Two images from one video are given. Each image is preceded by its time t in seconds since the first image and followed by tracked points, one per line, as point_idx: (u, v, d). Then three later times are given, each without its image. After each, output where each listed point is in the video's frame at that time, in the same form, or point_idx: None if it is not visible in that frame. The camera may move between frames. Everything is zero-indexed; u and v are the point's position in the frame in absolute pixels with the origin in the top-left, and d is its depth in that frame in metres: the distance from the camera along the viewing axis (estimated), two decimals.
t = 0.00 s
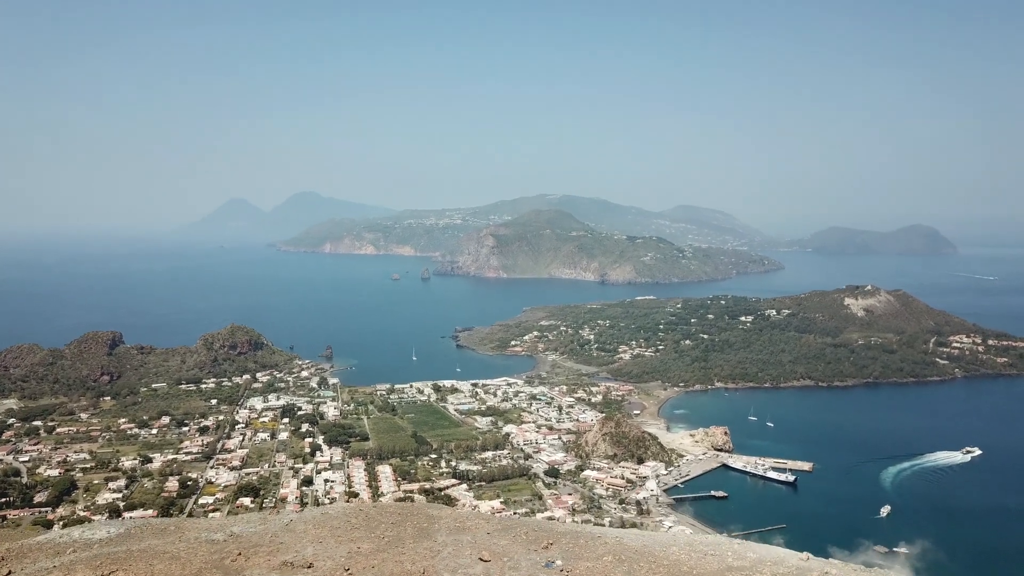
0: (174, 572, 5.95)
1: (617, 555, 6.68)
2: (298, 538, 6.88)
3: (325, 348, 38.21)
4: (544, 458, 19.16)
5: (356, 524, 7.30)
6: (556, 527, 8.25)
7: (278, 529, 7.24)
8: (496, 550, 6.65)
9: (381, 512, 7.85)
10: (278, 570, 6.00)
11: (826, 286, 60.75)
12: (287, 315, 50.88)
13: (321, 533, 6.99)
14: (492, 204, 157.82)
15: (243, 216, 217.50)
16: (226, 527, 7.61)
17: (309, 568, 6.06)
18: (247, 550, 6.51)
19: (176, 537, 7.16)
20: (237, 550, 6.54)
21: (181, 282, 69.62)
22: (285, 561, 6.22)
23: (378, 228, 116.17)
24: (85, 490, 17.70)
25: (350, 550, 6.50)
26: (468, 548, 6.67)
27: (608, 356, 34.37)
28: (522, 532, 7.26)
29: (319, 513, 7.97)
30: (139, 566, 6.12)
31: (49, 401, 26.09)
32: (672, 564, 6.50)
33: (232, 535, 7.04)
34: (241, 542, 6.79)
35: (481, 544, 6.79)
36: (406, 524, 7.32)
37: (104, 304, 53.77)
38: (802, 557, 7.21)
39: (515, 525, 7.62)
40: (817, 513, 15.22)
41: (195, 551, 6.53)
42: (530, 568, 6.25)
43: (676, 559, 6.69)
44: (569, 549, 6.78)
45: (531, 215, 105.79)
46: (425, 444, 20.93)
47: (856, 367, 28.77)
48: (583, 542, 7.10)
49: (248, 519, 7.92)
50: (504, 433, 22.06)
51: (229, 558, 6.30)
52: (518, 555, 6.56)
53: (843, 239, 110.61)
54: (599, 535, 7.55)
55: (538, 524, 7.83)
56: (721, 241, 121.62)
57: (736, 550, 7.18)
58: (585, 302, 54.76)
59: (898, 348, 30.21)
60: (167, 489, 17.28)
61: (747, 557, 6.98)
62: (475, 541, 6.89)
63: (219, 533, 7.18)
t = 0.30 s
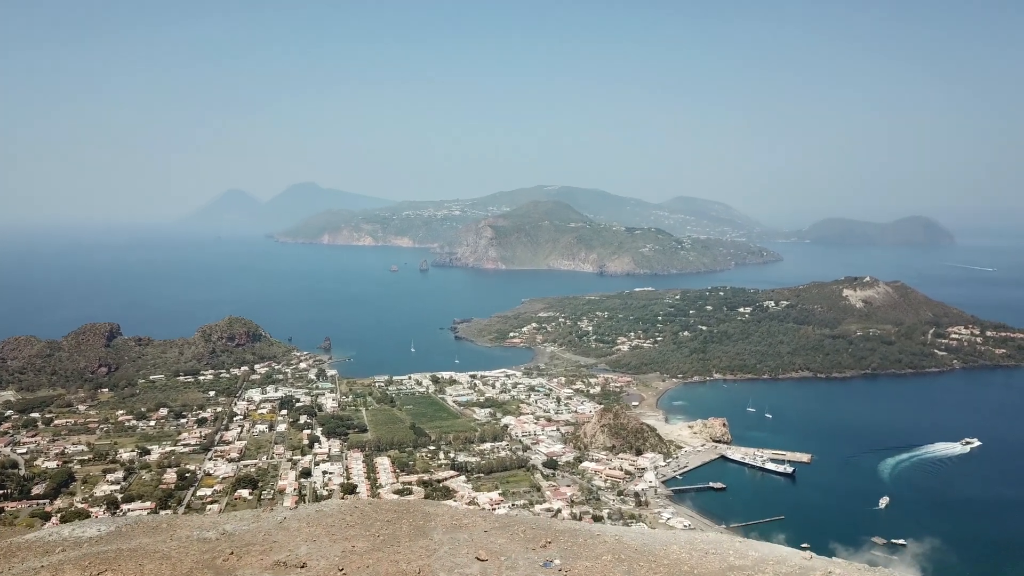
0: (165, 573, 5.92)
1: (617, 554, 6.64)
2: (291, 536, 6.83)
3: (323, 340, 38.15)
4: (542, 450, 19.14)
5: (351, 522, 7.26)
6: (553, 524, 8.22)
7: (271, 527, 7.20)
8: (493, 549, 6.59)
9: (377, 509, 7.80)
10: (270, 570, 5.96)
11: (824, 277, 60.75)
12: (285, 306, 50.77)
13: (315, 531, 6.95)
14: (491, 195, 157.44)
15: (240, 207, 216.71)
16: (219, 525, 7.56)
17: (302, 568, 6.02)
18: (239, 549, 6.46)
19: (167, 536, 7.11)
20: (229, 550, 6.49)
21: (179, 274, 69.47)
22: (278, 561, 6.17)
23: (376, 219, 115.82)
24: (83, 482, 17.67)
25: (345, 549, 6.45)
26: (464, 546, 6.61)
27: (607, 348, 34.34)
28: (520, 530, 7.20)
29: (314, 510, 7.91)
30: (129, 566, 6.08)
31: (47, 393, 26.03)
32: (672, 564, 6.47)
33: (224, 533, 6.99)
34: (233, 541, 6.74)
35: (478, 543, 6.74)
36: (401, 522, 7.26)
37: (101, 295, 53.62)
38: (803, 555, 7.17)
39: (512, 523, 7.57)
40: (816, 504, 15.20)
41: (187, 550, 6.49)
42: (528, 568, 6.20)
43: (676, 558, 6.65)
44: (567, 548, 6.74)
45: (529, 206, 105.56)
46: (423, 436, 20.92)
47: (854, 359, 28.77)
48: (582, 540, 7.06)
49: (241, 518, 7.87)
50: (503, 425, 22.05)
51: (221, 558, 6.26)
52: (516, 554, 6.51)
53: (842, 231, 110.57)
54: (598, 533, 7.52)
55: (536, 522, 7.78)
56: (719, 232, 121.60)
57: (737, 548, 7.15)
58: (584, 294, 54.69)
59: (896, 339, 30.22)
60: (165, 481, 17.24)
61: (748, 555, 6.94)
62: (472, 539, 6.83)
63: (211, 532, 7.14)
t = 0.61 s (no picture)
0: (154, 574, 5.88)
1: (615, 553, 6.62)
2: (283, 535, 6.79)
3: (320, 331, 38.07)
4: (540, 441, 19.14)
5: (344, 520, 7.22)
6: (551, 520, 8.21)
7: (263, 525, 7.16)
8: (489, 548, 6.55)
9: (371, 506, 7.76)
10: (261, 571, 5.93)
11: (822, 268, 60.79)
12: (282, 298, 50.63)
13: (308, 529, 6.92)
14: (488, 186, 157.00)
15: (236, 197, 215.88)
16: (211, 523, 7.50)
17: (294, 568, 5.99)
18: (230, 549, 6.42)
19: (159, 535, 7.05)
20: (220, 549, 6.46)
21: (176, 265, 69.24)
22: (270, 560, 6.14)
23: (373, 210, 115.48)
24: (80, 474, 17.62)
25: (338, 548, 6.41)
26: (460, 545, 6.57)
27: (604, 339, 34.32)
28: (517, 528, 7.17)
29: (307, 508, 7.85)
30: (118, 567, 6.05)
31: (43, 385, 25.95)
32: (672, 563, 6.46)
33: (216, 532, 6.94)
34: (226, 540, 6.73)
35: (473, 541, 6.70)
36: (396, 519, 7.23)
37: (97, 286, 53.41)
38: (803, 553, 7.19)
39: (509, 521, 7.54)
40: (813, 496, 15.22)
41: (176, 550, 6.46)
42: (525, 567, 6.17)
43: (676, 557, 6.63)
44: (565, 547, 6.71)
45: (526, 197, 105.30)
46: (421, 427, 20.90)
47: (852, 349, 28.81)
48: (581, 538, 7.04)
49: (233, 515, 7.81)
50: (500, 416, 22.03)
51: (211, 558, 6.23)
52: (512, 553, 6.47)
53: (839, 221, 110.55)
54: (596, 531, 7.50)
55: (533, 520, 7.76)
56: (717, 223, 121.61)
57: (738, 546, 7.14)
58: (581, 285, 54.62)
59: (894, 330, 30.26)
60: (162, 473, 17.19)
61: (748, 554, 6.95)
62: (468, 537, 6.80)
63: (202, 530, 7.10)
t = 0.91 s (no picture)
0: None
1: (614, 553, 6.52)
2: (275, 534, 6.75)
3: (318, 322, 38.02)
4: (537, 432, 19.12)
5: (338, 517, 7.18)
6: (548, 516, 8.16)
7: (255, 523, 7.12)
8: (486, 548, 6.48)
9: (366, 503, 7.71)
10: (252, 572, 5.89)
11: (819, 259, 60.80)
12: (279, 289, 50.47)
13: (301, 528, 6.87)
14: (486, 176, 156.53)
15: (233, 188, 214.95)
16: (203, 521, 7.46)
17: (286, 568, 5.95)
18: (221, 549, 6.39)
19: (149, 534, 7.00)
20: (210, 549, 6.42)
21: (172, 255, 69.01)
22: (262, 561, 6.11)
23: (370, 201, 115.10)
24: (77, 466, 17.56)
25: (330, 548, 6.37)
26: (456, 544, 6.52)
27: (602, 330, 34.30)
28: (514, 527, 7.10)
29: (300, 505, 7.80)
30: (105, 568, 6.00)
31: (39, 376, 25.86)
32: (671, 564, 6.38)
33: (207, 530, 6.89)
34: (217, 538, 6.69)
35: (470, 541, 6.63)
36: (390, 517, 7.19)
37: (93, 277, 53.21)
38: (806, 552, 7.07)
39: (506, 518, 7.48)
40: (811, 487, 15.21)
41: (166, 550, 6.42)
42: (521, 568, 6.11)
43: (676, 558, 6.55)
44: (563, 546, 6.64)
45: (523, 187, 105.01)
46: (418, 419, 20.86)
47: (849, 340, 28.83)
48: (579, 536, 6.96)
49: (225, 513, 7.75)
50: (498, 407, 22.01)
51: (201, 558, 6.21)
52: (508, 554, 6.41)
53: (836, 212, 110.53)
54: (596, 528, 7.42)
55: (531, 516, 7.70)
56: (714, 213, 121.50)
57: (739, 544, 7.05)
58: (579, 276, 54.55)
59: (891, 321, 30.27)
60: (159, 465, 17.16)
61: (749, 553, 6.84)
62: (464, 536, 6.75)
63: (192, 529, 7.04)
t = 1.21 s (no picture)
0: None
1: (612, 552, 6.39)
2: (266, 534, 6.70)
3: (314, 313, 37.90)
4: (534, 423, 19.12)
5: (331, 516, 7.13)
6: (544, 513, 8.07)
7: (246, 522, 7.07)
8: (481, 547, 6.40)
9: (359, 501, 7.66)
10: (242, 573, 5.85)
11: (816, 250, 60.85)
12: (275, 280, 50.31)
13: (293, 527, 6.83)
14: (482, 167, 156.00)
15: (227, 178, 213.76)
16: (192, 519, 7.39)
17: (276, 570, 5.91)
18: (210, 549, 6.34)
19: (137, 533, 6.94)
20: (200, 549, 6.38)
21: (167, 246, 68.72)
22: (252, 562, 6.06)
23: (366, 191, 114.69)
24: (72, 458, 17.50)
25: (322, 548, 6.32)
26: (451, 544, 6.44)
27: (598, 321, 34.28)
28: (509, 526, 7.00)
29: (291, 502, 7.74)
30: (92, 570, 5.96)
31: (34, 368, 25.75)
32: (670, 564, 6.23)
33: (196, 530, 6.83)
34: (207, 538, 6.64)
35: (464, 540, 6.55)
36: (383, 516, 7.13)
37: (88, 268, 52.96)
38: (807, 551, 6.88)
39: (501, 515, 7.39)
40: (807, 478, 15.24)
41: (155, 551, 6.38)
42: (517, 568, 6.00)
43: (675, 557, 6.39)
44: (559, 545, 6.51)
45: (520, 178, 104.75)
46: (415, 410, 20.81)
47: (845, 331, 28.87)
48: (575, 535, 6.82)
49: (215, 511, 7.69)
50: (495, 398, 21.98)
51: (190, 559, 6.17)
52: (504, 553, 6.31)
53: (832, 202, 110.55)
54: (592, 525, 7.28)
55: (527, 513, 7.60)
56: (711, 204, 121.48)
57: (739, 542, 6.88)
58: (576, 267, 54.50)
59: (887, 311, 30.31)
60: (154, 457, 17.09)
61: (749, 552, 6.68)
62: (459, 535, 6.67)
63: (182, 528, 7.00)
